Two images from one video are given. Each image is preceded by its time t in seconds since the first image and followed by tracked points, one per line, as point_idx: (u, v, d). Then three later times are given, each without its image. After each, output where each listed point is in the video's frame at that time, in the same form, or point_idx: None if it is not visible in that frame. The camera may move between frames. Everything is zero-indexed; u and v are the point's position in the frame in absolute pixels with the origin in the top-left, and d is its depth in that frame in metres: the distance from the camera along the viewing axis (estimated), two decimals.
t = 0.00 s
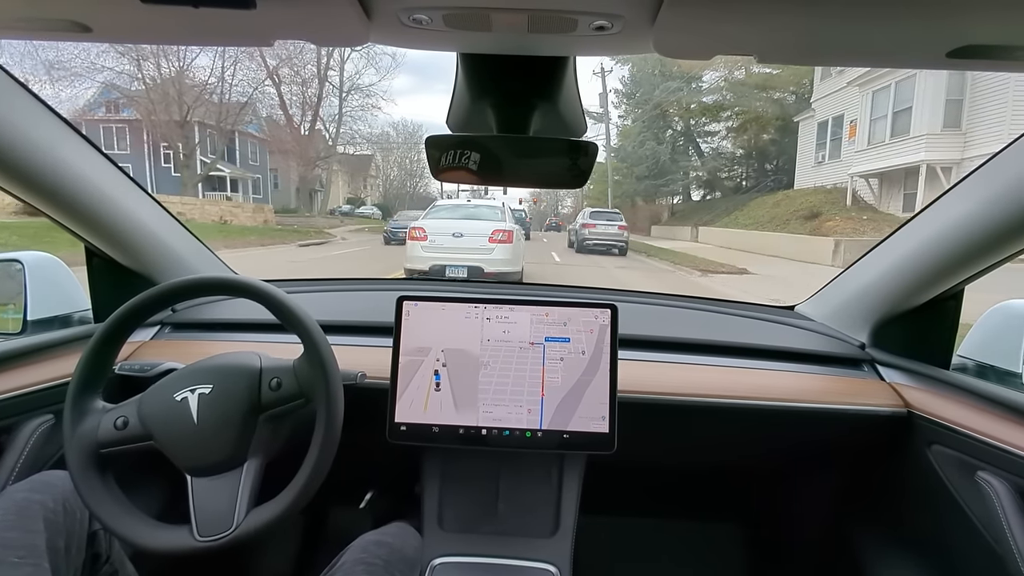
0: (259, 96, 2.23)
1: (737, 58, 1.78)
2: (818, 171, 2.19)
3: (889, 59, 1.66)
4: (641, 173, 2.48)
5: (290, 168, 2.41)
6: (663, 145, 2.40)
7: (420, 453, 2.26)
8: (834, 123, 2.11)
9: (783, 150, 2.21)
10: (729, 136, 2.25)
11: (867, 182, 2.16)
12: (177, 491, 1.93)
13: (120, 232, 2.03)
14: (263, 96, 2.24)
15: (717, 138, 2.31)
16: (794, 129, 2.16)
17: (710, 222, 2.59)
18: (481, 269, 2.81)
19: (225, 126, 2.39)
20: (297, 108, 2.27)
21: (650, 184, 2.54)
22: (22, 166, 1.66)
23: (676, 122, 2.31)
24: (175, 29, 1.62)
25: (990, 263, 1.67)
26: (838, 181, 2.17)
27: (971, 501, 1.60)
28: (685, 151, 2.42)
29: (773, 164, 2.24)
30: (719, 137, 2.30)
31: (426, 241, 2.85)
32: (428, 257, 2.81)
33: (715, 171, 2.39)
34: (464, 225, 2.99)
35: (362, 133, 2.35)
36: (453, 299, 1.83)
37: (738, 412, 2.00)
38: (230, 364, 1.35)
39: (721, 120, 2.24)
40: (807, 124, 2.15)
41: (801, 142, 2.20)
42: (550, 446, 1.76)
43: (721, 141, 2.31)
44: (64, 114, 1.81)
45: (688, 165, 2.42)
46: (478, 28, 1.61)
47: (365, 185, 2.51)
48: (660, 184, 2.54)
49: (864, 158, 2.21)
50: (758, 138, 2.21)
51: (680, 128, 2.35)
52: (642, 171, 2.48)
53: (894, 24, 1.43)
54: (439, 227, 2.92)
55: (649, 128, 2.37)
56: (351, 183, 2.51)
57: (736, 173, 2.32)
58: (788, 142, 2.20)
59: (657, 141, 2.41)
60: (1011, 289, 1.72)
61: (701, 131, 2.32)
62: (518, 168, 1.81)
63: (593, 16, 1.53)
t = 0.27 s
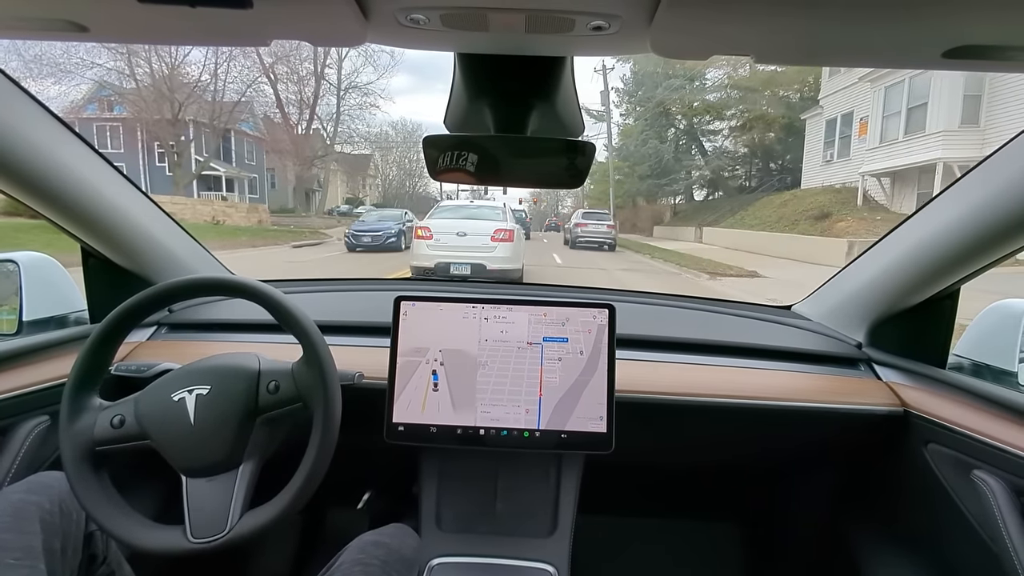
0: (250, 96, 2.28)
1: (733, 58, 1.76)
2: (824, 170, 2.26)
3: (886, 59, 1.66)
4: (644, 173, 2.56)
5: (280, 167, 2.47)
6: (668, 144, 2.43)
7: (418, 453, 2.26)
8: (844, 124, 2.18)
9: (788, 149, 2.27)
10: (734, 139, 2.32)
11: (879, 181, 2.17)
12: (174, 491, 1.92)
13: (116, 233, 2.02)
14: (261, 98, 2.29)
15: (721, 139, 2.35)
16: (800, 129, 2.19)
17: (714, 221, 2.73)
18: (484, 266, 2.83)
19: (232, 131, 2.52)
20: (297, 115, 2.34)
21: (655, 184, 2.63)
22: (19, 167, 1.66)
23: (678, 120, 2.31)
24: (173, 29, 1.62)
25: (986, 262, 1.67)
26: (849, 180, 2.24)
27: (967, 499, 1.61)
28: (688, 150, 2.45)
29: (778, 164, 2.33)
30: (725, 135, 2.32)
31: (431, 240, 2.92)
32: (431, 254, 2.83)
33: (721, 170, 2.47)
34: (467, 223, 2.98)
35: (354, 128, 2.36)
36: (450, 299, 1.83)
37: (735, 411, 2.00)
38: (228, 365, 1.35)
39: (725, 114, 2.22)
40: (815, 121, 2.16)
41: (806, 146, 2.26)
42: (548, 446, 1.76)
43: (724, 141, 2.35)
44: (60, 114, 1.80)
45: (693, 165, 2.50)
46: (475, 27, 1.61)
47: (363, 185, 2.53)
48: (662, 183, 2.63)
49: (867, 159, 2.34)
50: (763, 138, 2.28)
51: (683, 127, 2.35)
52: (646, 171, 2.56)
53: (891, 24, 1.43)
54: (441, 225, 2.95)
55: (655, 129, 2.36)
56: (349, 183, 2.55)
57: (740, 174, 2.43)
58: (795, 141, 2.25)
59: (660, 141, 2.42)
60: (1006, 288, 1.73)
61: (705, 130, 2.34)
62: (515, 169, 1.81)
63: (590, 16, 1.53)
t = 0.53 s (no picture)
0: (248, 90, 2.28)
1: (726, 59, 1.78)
2: (835, 167, 2.30)
3: (882, 60, 1.67)
4: (647, 172, 2.46)
5: (273, 163, 2.50)
6: (671, 141, 2.37)
7: (416, 454, 2.25)
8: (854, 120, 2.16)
9: (793, 147, 2.27)
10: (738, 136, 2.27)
11: (894, 180, 2.07)
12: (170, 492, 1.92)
13: (112, 233, 2.01)
14: (259, 96, 2.33)
15: (723, 138, 2.31)
16: (809, 127, 2.20)
17: (719, 221, 2.62)
18: (486, 262, 2.68)
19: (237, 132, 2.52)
20: (292, 110, 2.38)
21: (657, 183, 2.52)
22: (14, 167, 1.65)
23: (680, 117, 2.29)
24: (169, 28, 1.61)
25: (981, 262, 1.68)
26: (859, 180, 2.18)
27: (963, 498, 1.62)
28: (690, 147, 2.38)
29: (783, 163, 2.29)
30: (728, 132, 2.29)
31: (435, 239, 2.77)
32: (437, 252, 2.71)
33: (726, 169, 2.38)
34: (471, 222, 2.80)
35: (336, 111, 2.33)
36: (448, 299, 1.83)
37: (732, 411, 2.01)
38: (227, 367, 1.35)
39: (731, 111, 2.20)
40: (824, 118, 2.18)
41: (815, 142, 2.27)
42: (545, 447, 1.76)
43: (728, 139, 2.31)
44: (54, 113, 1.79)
45: (696, 164, 2.41)
46: (472, 28, 1.61)
47: (361, 185, 2.51)
48: (666, 182, 2.51)
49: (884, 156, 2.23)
50: (771, 136, 2.26)
51: (687, 125, 2.33)
52: (648, 170, 2.46)
53: (887, 25, 1.44)
54: (444, 224, 2.79)
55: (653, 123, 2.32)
56: (348, 183, 2.55)
57: (744, 173, 2.35)
58: (801, 139, 2.26)
59: (659, 136, 2.36)
60: (1002, 288, 1.73)
61: (708, 128, 2.30)
62: (512, 169, 1.81)
63: (586, 17, 1.54)
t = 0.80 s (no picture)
0: (252, 94, 2.23)
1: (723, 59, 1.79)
2: (843, 167, 2.19)
3: (879, 60, 1.67)
4: (649, 171, 2.54)
5: (273, 164, 2.41)
6: (676, 140, 2.37)
7: (414, 454, 2.25)
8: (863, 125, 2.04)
9: (802, 147, 2.19)
10: (751, 133, 2.24)
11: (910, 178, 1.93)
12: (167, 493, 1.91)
13: (108, 233, 2.01)
14: (250, 93, 2.24)
15: (731, 137, 2.28)
16: (819, 125, 2.12)
17: (726, 222, 2.62)
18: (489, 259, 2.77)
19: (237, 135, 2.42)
20: (285, 105, 2.24)
21: (659, 182, 2.60)
22: (10, 167, 1.65)
23: (683, 114, 2.25)
24: (167, 27, 1.60)
25: (978, 262, 1.69)
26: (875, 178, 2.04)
27: (960, 497, 1.62)
28: (696, 146, 2.36)
29: (791, 161, 2.23)
30: (737, 132, 2.26)
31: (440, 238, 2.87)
32: (442, 251, 2.80)
33: (729, 166, 2.36)
34: (475, 221, 2.92)
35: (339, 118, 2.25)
36: (446, 299, 1.83)
37: (730, 411, 2.01)
38: (225, 369, 1.34)
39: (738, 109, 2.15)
40: (836, 115, 2.09)
41: (827, 141, 2.17)
42: (544, 446, 1.76)
43: (731, 138, 2.29)
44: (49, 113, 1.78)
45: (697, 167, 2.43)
46: (470, 27, 1.61)
47: (359, 185, 2.48)
48: (669, 182, 2.58)
49: (899, 154, 2.05)
50: (785, 133, 2.19)
51: (691, 123, 2.29)
52: (650, 170, 2.54)
53: (886, 24, 1.44)
54: (448, 225, 2.89)
55: (643, 130, 2.39)
56: (344, 183, 2.50)
57: (748, 174, 2.33)
58: (814, 138, 2.17)
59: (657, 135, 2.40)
60: (998, 288, 1.74)
61: (713, 126, 2.26)
62: (510, 169, 1.81)
63: (585, 17, 1.54)
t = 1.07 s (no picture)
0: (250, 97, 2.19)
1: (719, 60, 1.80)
2: (858, 165, 2.09)
3: (875, 61, 1.68)
4: (654, 170, 2.51)
5: (268, 163, 2.41)
6: (681, 138, 2.33)
7: (411, 454, 2.25)
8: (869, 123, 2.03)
9: (811, 146, 2.16)
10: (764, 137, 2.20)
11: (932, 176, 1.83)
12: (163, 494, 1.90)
13: (106, 233, 2.00)
14: (243, 89, 2.16)
15: (739, 135, 2.24)
16: (831, 124, 2.09)
17: (733, 222, 2.55)
18: (491, 256, 2.80)
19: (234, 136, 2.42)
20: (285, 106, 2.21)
21: (660, 184, 2.57)
22: (6, 167, 1.64)
23: (688, 113, 2.21)
24: (164, 26, 1.60)
25: (974, 261, 1.69)
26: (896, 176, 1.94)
27: (956, 495, 1.63)
28: (702, 144, 2.33)
29: (801, 162, 2.20)
30: (747, 133, 2.24)
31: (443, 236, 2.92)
32: (445, 250, 2.84)
33: (736, 164, 2.34)
34: (477, 221, 2.95)
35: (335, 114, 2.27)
36: (443, 298, 1.83)
37: (727, 410, 2.02)
38: (222, 369, 1.34)
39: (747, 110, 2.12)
40: (848, 112, 2.06)
41: (839, 139, 2.13)
42: (541, 446, 1.76)
43: (737, 136, 2.25)
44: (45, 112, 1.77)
45: (700, 167, 2.43)
46: (468, 27, 1.61)
47: (358, 185, 2.47)
48: (673, 181, 2.53)
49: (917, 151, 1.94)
50: (798, 135, 2.16)
51: (695, 121, 2.25)
52: (651, 171, 2.52)
53: (883, 25, 1.44)
54: (451, 224, 2.92)
55: (647, 130, 2.34)
56: (342, 182, 2.49)
57: (750, 173, 2.32)
58: (825, 134, 2.12)
59: (657, 136, 2.37)
60: (993, 287, 1.75)
61: (719, 123, 2.21)
62: (507, 169, 1.81)
63: (582, 16, 1.54)
